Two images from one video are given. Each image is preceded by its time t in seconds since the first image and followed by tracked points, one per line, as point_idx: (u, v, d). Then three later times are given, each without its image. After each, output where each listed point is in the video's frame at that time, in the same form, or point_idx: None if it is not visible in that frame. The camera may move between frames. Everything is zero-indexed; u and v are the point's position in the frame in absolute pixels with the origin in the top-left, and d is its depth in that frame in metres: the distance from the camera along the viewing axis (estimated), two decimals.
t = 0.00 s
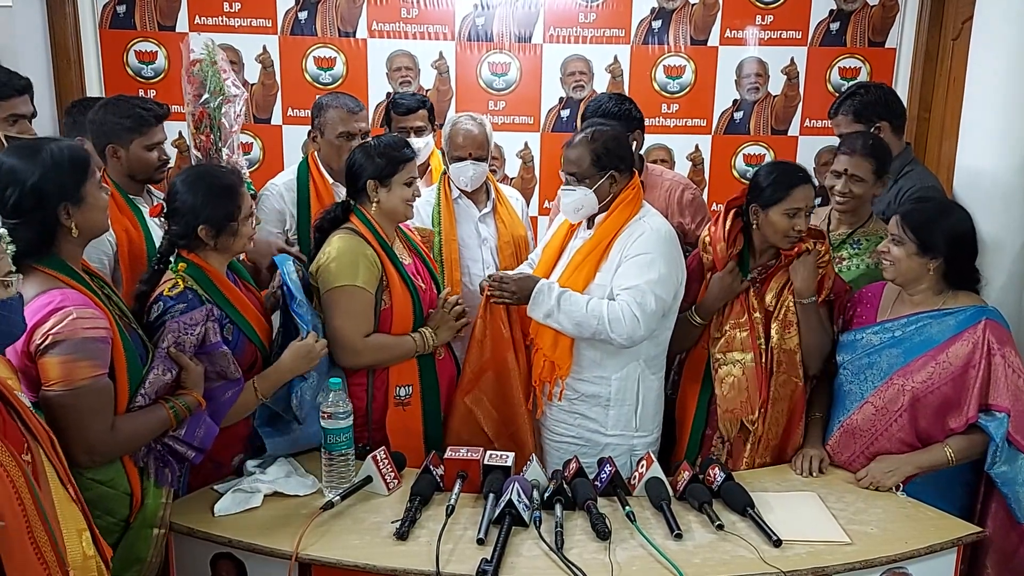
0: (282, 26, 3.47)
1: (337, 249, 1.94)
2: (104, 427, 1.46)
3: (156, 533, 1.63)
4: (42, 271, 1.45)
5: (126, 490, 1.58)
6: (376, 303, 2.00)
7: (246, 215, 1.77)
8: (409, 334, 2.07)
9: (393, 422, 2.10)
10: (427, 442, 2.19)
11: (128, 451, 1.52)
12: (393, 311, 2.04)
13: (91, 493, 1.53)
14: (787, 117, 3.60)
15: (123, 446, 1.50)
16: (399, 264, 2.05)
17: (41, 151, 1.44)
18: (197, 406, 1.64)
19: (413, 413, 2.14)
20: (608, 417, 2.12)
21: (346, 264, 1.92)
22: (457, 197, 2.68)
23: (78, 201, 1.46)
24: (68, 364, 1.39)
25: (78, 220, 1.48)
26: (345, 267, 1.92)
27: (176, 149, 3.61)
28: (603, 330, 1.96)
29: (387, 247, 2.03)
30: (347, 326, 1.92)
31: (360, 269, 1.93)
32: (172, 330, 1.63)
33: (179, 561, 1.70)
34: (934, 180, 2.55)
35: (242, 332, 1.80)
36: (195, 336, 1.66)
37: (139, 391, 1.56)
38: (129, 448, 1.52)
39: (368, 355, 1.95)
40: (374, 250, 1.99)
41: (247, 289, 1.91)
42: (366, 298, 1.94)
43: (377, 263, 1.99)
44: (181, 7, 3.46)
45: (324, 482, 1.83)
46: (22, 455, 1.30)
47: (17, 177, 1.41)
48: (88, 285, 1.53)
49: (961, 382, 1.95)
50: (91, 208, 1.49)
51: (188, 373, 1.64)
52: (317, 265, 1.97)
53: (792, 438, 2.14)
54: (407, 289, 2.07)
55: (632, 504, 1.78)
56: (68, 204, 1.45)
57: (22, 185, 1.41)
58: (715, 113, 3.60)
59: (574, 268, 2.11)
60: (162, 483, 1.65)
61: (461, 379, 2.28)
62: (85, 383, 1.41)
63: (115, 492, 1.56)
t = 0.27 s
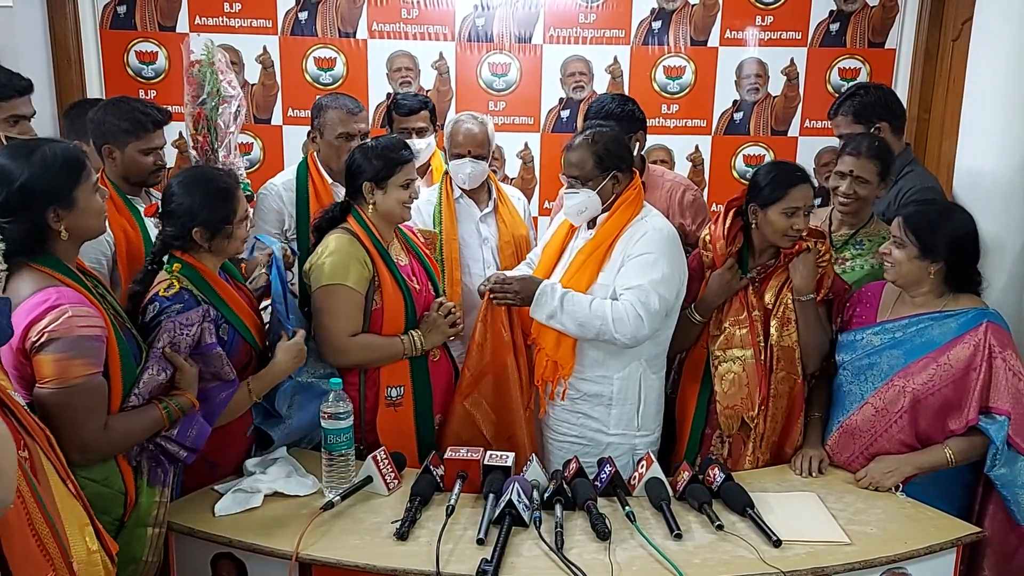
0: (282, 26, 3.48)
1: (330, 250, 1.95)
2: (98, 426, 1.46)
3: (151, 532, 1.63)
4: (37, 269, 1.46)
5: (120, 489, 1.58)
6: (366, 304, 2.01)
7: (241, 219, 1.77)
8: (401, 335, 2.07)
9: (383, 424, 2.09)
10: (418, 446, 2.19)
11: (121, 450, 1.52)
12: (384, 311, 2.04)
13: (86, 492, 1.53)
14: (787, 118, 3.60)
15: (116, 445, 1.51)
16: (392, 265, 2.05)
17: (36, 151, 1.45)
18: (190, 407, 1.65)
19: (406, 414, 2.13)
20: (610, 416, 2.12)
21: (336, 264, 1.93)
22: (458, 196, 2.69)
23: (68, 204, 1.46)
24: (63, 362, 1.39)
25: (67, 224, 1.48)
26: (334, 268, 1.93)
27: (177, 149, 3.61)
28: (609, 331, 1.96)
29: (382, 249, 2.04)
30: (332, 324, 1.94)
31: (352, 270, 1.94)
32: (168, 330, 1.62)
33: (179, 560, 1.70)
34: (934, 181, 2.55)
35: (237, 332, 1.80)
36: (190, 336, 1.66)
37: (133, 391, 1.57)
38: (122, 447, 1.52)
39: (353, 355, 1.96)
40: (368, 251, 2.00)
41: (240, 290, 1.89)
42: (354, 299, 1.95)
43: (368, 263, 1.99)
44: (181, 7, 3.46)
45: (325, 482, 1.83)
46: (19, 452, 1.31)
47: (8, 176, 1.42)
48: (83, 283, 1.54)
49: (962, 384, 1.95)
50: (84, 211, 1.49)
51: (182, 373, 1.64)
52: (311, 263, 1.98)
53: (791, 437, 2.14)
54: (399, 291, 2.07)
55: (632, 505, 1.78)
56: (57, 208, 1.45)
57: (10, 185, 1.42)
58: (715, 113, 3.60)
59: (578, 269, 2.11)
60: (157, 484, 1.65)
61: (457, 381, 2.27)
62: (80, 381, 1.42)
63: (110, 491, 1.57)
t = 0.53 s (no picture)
0: (283, 26, 3.48)
1: (327, 249, 1.96)
2: (96, 424, 1.46)
3: (148, 532, 1.63)
4: (35, 267, 1.46)
5: (117, 489, 1.59)
6: (361, 304, 2.01)
7: (233, 208, 1.78)
8: (396, 336, 2.07)
9: (377, 423, 2.10)
10: (413, 447, 2.19)
11: (119, 449, 1.52)
12: (380, 311, 2.04)
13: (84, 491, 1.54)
14: (787, 118, 3.60)
15: (115, 443, 1.51)
16: (388, 265, 2.05)
17: (32, 152, 1.45)
18: (188, 406, 1.65)
19: (400, 414, 2.14)
20: (613, 416, 2.12)
21: (332, 264, 1.94)
22: (460, 196, 2.70)
23: (64, 205, 1.46)
24: (62, 360, 1.39)
25: (64, 225, 1.48)
26: (330, 268, 1.93)
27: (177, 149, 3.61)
28: (615, 334, 1.95)
29: (378, 249, 2.04)
30: (326, 323, 1.95)
31: (347, 270, 1.94)
32: (165, 329, 1.62)
33: (180, 560, 1.71)
34: (935, 180, 2.55)
35: (234, 331, 1.80)
36: (188, 336, 1.65)
37: (131, 390, 1.56)
38: (121, 446, 1.52)
39: (346, 354, 1.97)
40: (364, 251, 2.00)
41: (234, 288, 1.86)
42: (349, 299, 1.95)
43: (363, 263, 1.99)
44: (182, 7, 3.46)
45: (325, 482, 1.83)
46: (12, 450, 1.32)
47: (5, 176, 1.42)
48: (83, 281, 1.56)
49: (961, 384, 1.95)
50: (80, 212, 1.49)
51: (180, 373, 1.63)
52: (309, 261, 1.99)
53: (790, 435, 2.14)
54: (395, 291, 2.07)
55: (632, 504, 1.78)
56: (53, 209, 1.46)
57: (6, 185, 1.42)
58: (715, 113, 3.60)
59: (579, 270, 2.10)
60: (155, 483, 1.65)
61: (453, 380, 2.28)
62: (79, 379, 1.41)
63: (106, 490, 1.57)
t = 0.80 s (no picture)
0: (283, 25, 3.48)
1: (326, 248, 1.96)
2: (95, 423, 1.46)
3: (146, 532, 1.63)
4: (34, 266, 1.46)
5: (115, 488, 1.58)
6: (360, 303, 2.01)
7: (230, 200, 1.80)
8: (394, 336, 2.08)
9: (374, 422, 2.10)
10: (410, 446, 2.19)
11: (118, 448, 1.52)
12: (379, 311, 2.04)
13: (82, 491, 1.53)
14: (787, 117, 3.60)
15: (113, 442, 1.51)
16: (388, 265, 2.05)
17: (32, 151, 1.45)
18: (187, 405, 1.64)
19: (398, 413, 2.14)
20: (613, 415, 2.12)
21: (331, 263, 1.94)
22: (462, 196, 2.69)
23: (62, 205, 1.46)
24: (61, 358, 1.39)
25: (62, 224, 1.48)
26: (330, 266, 1.94)
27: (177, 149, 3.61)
28: (619, 334, 1.95)
29: (378, 249, 2.04)
30: (324, 322, 1.95)
31: (346, 270, 1.94)
32: (164, 328, 1.62)
33: (179, 559, 1.71)
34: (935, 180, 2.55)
35: (234, 329, 1.80)
36: (187, 336, 1.65)
37: (129, 390, 1.56)
38: (120, 444, 1.52)
39: (343, 353, 1.97)
40: (364, 251, 2.00)
41: (231, 287, 1.84)
42: (348, 299, 1.95)
43: (364, 262, 1.99)
44: (182, 7, 3.46)
45: (324, 481, 1.83)
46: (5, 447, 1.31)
47: (4, 175, 1.42)
48: (82, 279, 1.56)
49: (961, 383, 1.95)
50: (78, 212, 1.49)
51: (178, 372, 1.63)
52: (308, 260, 1.99)
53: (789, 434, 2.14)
54: (394, 290, 2.07)
55: (632, 503, 1.78)
56: (51, 208, 1.46)
57: (4, 183, 1.42)
58: (715, 113, 3.60)
59: (580, 270, 2.10)
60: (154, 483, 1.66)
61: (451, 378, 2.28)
62: (78, 377, 1.41)
63: (105, 490, 1.57)
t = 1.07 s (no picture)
0: (282, 25, 3.48)
1: (328, 246, 1.96)
2: (96, 423, 1.46)
3: (147, 532, 1.63)
4: (33, 266, 1.46)
5: (117, 489, 1.58)
6: (363, 301, 2.01)
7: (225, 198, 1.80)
8: (397, 334, 2.08)
9: (376, 421, 2.10)
10: (411, 445, 2.19)
11: (119, 447, 1.52)
12: (381, 309, 2.04)
13: (83, 492, 1.53)
14: (787, 117, 3.60)
15: (114, 442, 1.51)
16: (390, 263, 2.05)
17: (32, 151, 1.45)
18: (187, 405, 1.65)
19: (399, 412, 2.14)
20: (613, 415, 2.12)
21: (334, 261, 1.94)
22: (462, 196, 2.69)
23: (62, 205, 1.46)
24: (61, 358, 1.39)
25: (61, 225, 1.48)
26: (332, 264, 1.93)
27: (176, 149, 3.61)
28: (620, 334, 1.96)
29: (380, 247, 2.04)
30: (326, 321, 1.94)
31: (349, 268, 1.94)
32: (163, 328, 1.62)
33: (179, 559, 1.70)
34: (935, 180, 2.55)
35: (233, 328, 1.80)
36: (187, 334, 1.65)
37: (130, 389, 1.56)
38: (120, 444, 1.52)
39: (346, 351, 1.96)
40: (366, 249, 2.00)
41: (230, 287, 1.84)
42: (351, 296, 1.95)
43: (366, 261, 1.99)
44: (182, 7, 3.46)
45: (324, 480, 1.83)
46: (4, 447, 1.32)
47: (3, 175, 1.42)
48: (81, 279, 1.56)
49: (961, 382, 1.95)
50: (77, 212, 1.49)
51: (178, 371, 1.63)
52: (309, 259, 1.98)
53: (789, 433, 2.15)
54: (396, 288, 2.07)
55: (631, 503, 1.78)
56: (50, 209, 1.46)
57: (3, 184, 1.42)
58: (715, 113, 3.60)
59: (581, 269, 2.10)
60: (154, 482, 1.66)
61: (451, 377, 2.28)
62: (78, 377, 1.41)
63: (106, 491, 1.57)
